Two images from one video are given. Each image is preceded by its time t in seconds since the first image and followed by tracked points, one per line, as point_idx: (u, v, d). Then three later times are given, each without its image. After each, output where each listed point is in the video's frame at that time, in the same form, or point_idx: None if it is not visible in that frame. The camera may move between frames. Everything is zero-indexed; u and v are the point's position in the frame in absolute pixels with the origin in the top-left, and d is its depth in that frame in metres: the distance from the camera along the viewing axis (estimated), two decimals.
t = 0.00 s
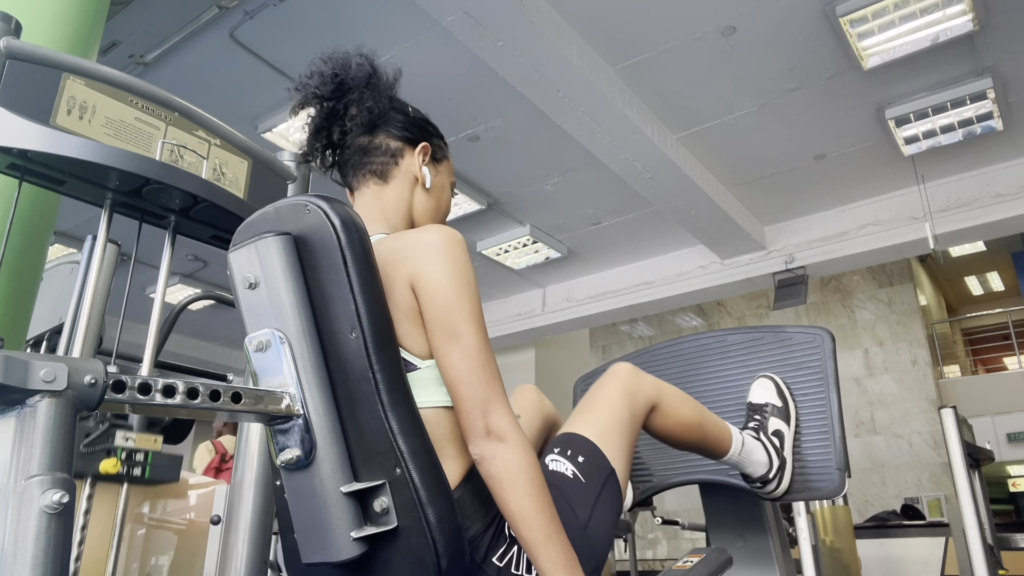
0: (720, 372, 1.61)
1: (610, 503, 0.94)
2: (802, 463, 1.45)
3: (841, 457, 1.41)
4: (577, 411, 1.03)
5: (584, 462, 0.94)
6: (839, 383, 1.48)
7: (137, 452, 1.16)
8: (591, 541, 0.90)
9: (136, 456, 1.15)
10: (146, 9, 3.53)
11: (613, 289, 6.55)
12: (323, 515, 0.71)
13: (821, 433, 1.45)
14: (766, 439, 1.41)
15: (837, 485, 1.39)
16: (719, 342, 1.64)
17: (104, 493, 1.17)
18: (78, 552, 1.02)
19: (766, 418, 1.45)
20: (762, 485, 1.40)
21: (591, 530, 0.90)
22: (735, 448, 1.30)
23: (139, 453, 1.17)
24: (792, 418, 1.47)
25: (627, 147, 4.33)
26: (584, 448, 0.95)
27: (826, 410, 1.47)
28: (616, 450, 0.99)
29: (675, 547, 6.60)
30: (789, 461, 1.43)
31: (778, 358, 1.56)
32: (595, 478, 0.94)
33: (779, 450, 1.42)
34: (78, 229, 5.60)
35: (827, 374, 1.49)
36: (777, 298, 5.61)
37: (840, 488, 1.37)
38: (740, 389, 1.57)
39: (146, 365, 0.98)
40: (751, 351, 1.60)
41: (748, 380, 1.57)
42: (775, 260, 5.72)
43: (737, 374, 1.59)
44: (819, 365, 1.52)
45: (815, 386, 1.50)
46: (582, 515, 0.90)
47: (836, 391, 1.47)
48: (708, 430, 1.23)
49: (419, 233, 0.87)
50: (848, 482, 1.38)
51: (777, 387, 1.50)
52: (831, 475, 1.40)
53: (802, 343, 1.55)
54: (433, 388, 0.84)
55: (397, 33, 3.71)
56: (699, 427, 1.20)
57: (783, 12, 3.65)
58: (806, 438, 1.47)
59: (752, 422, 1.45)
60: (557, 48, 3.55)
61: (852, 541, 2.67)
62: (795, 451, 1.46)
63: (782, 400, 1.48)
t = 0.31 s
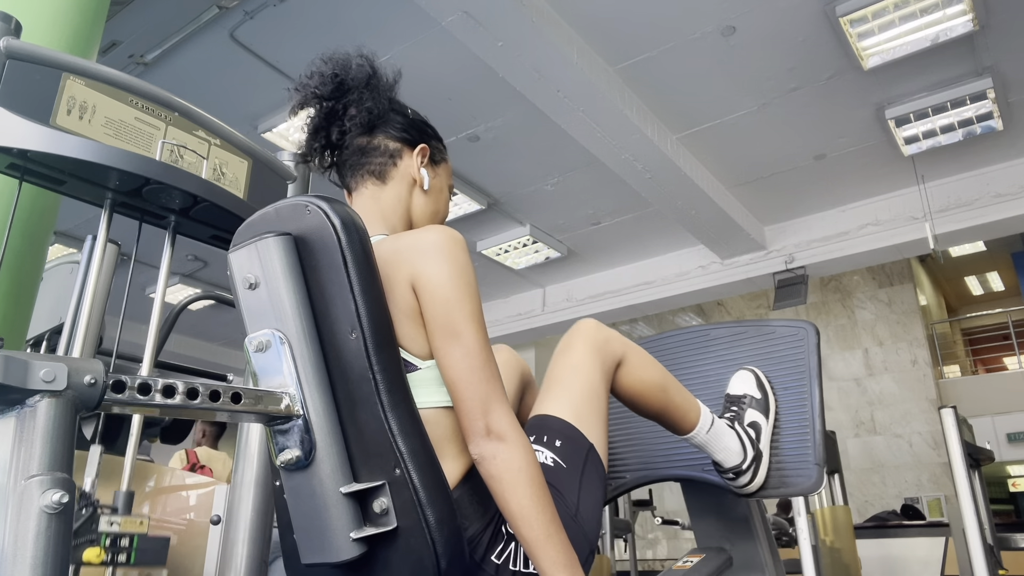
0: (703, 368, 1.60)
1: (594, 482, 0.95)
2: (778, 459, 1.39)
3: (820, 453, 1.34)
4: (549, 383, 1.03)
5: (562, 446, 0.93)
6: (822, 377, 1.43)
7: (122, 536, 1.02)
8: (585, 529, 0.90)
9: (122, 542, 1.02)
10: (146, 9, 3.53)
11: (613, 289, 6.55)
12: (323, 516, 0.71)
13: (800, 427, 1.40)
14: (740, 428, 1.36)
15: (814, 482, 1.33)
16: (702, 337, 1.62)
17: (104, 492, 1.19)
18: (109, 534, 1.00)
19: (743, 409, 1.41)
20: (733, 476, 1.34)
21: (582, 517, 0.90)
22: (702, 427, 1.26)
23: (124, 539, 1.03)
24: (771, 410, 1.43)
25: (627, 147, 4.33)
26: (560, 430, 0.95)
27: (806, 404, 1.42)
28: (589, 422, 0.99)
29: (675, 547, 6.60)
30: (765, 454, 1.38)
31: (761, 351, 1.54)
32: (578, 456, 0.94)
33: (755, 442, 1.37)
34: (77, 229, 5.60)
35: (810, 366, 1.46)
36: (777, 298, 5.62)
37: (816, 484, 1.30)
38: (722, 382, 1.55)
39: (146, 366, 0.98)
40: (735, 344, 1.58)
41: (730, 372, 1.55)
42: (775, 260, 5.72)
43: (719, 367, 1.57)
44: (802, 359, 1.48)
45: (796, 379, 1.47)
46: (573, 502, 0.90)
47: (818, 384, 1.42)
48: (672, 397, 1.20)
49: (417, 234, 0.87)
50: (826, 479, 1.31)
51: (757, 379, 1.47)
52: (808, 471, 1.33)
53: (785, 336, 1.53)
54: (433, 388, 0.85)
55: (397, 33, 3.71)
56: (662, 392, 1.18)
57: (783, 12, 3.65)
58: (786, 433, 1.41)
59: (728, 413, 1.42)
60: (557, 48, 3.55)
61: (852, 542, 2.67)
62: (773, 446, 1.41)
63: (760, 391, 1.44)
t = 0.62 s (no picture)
0: (702, 368, 1.59)
1: (593, 484, 0.95)
2: (778, 460, 1.38)
3: (820, 453, 1.33)
4: (547, 382, 1.03)
5: (561, 443, 0.93)
6: (823, 377, 1.43)
7: (122, 537, 1.03)
8: (583, 528, 0.90)
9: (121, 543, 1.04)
10: (146, 9, 3.53)
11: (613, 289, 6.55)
12: (323, 517, 0.70)
13: (800, 428, 1.39)
14: (740, 428, 1.35)
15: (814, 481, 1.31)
16: (701, 337, 1.61)
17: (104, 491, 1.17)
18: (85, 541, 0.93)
19: (744, 410, 1.40)
20: (733, 476, 1.33)
21: (580, 513, 0.91)
22: (702, 425, 1.25)
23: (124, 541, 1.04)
24: (771, 410, 1.42)
25: (627, 147, 4.33)
26: (558, 428, 0.95)
27: (807, 404, 1.41)
28: (587, 419, 0.99)
29: (675, 547, 6.60)
30: (766, 454, 1.36)
31: (760, 351, 1.54)
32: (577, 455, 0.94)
33: (755, 442, 1.36)
34: (77, 229, 5.60)
35: (810, 367, 1.45)
36: (777, 298, 5.62)
37: (816, 483, 1.29)
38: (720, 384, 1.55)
39: (146, 364, 0.98)
40: (733, 344, 1.57)
41: (730, 373, 1.55)
42: (775, 260, 5.72)
43: (719, 369, 1.56)
44: (802, 360, 1.47)
45: (796, 379, 1.46)
46: (571, 498, 0.90)
47: (819, 385, 1.42)
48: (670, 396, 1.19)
49: (418, 234, 0.87)
50: (826, 479, 1.30)
51: (758, 379, 1.46)
52: (808, 470, 1.32)
53: (785, 337, 1.52)
54: (433, 388, 0.85)
55: (397, 33, 3.71)
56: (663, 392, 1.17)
57: (783, 12, 3.65)
58: (786, 434, 1.41)
59: (728, 413, 1.40)
60: (557, 48, 3.55)
61: (852, 542, 2.67)
62: (773, 446, 1.40)
63: (761, 391, 1.43)
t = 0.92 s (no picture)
0: (733, 380, 1.65)
1: (611, 509, 0.94)
2: (815, 469, 1.48)
3: (854, 463, 1.44)
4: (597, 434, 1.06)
5: (593, 471, 0.95)
6: (851, 390, 1.51)
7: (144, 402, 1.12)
8: (593, 546, 0.89)
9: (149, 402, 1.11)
10: (146, 9, 3.53)
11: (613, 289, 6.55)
12: (323, 516, 0.71)
13: (834, 439, 1.49)
14: (779, 447, 1.45)
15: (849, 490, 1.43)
16: (730, 348, 1.67)
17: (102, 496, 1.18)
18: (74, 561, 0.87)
19: (780, 426, 1.49)
20: (775, 491, 1.43)
21: (591, 534, 0.89)
22: (751, 463, 1.34)
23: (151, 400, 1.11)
24: (805, 424, 1.50)
25: (627, 147, 4.33)
26: (594, 459, 0.97)
27: (838, 416, 1.51)
28: (626, 466, 1.00)
29: (675, 547, 6.60)
30: (802, 467, 1.46)
31: (790, 365, 1.60)
32: (602, 489, 0.94)
33: (792, 457, 1.46)
34: (77, 229, 5.60)
35: (838, 381, 1.53)
36: (777, 298, 5.62)
37: (853, 492, 1.41)
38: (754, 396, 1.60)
39: (145, 363, 0.98)
40: (763, 357, 1.63)
41: (762, 387, 1.60)
42: (775, 260, 5.72)
43: (751, 382, 1.62)
44: (830, 373, 1.55)
45: (826, 392, 1.54)
46: (583, 518, 0.89)
47: (847, 397, 1.51)
48: (726, 454, 1.26)
49: (418, 234, 0.87)
50: (861, 488, 1.42)
51: (789, 394, 1.54)
52: (844, 480, 1.43)
53: (813, 350, 1.59)
54: (433, 388, 0.85)
55: (397, 33, 3.71)
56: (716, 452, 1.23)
57: (783, 12, 3.65)
58: (819, 445, 1.50)
59: (766, 429, 1.50)
60: (557, 48, 3.55)
61: (852, 542, 2.68)
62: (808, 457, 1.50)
63: (794, 406, 1.51)
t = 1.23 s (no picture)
0: (746, 388, 1.67)
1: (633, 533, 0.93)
2: (828, 476, 1.51)
3: (867, 472, 1.47)
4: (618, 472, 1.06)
5: (614, 494, 0.97)
6: (862, 399, 1.54)
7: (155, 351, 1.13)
8: (605, 558, 0.89)
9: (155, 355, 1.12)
10: (146, 8, 3.53)
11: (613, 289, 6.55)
12: (324, 516, 0.71)
13: (847, 448, 1.52)
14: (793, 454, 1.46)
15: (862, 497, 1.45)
16: (740, 357, 1.68)
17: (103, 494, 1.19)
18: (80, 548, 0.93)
19: (793, 433, 1.49)
20: (789, 498, 1.45)
21: (605, 545, 0.89)
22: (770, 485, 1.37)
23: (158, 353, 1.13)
24: (818, 433, 1.52)
25: (627, 147, 4.33)
26: (619, 488, 0.98)
27: (849, 426, 1.54)
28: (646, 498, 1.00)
29: (675, 547, 6.60)
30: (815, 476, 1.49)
31: (800, 375, 1.62)
32: (619, 513, 0.94)
33: (805, 465, 1.48)
34: (77, 229, 5.60)
35: (849, 390, 1.55)
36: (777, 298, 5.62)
37: (866, 500, 1.43)
38: (765, 406, 1.62)
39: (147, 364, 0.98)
40: (774, 366, 1.64)
41: (773, 397, 1.62)
42: (775, 260, 5.72)
43: (763, 391, 1.64)
44: (840, 382, 1.57)
45: (836, 403, 1.57)
46: (598, 532, 0.90)
47: (858, 406, 1.54)
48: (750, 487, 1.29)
49: (418, 233, 0.87)
50: (874, 495, 1.44)
51: (801, 405, 1.56)
52: (856, 488, 1.46)
53: (822, 360, 1.60)
54: (432, 388, 0.85)
55: (397, 33, 3.70)
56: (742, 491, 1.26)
57: (783, 12, 3.65)
58: (831, 453, 1.53)
59: (779, 437, 1.50)
60: (557, 48, 3.55)
61: (852, 542, 2.68)
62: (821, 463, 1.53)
63: (807, 416, 1.53)
